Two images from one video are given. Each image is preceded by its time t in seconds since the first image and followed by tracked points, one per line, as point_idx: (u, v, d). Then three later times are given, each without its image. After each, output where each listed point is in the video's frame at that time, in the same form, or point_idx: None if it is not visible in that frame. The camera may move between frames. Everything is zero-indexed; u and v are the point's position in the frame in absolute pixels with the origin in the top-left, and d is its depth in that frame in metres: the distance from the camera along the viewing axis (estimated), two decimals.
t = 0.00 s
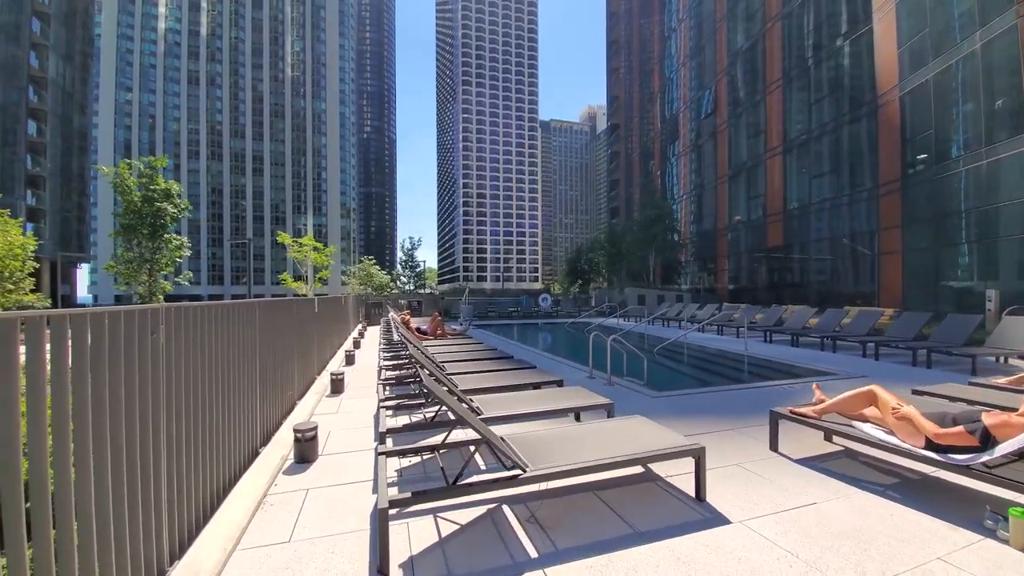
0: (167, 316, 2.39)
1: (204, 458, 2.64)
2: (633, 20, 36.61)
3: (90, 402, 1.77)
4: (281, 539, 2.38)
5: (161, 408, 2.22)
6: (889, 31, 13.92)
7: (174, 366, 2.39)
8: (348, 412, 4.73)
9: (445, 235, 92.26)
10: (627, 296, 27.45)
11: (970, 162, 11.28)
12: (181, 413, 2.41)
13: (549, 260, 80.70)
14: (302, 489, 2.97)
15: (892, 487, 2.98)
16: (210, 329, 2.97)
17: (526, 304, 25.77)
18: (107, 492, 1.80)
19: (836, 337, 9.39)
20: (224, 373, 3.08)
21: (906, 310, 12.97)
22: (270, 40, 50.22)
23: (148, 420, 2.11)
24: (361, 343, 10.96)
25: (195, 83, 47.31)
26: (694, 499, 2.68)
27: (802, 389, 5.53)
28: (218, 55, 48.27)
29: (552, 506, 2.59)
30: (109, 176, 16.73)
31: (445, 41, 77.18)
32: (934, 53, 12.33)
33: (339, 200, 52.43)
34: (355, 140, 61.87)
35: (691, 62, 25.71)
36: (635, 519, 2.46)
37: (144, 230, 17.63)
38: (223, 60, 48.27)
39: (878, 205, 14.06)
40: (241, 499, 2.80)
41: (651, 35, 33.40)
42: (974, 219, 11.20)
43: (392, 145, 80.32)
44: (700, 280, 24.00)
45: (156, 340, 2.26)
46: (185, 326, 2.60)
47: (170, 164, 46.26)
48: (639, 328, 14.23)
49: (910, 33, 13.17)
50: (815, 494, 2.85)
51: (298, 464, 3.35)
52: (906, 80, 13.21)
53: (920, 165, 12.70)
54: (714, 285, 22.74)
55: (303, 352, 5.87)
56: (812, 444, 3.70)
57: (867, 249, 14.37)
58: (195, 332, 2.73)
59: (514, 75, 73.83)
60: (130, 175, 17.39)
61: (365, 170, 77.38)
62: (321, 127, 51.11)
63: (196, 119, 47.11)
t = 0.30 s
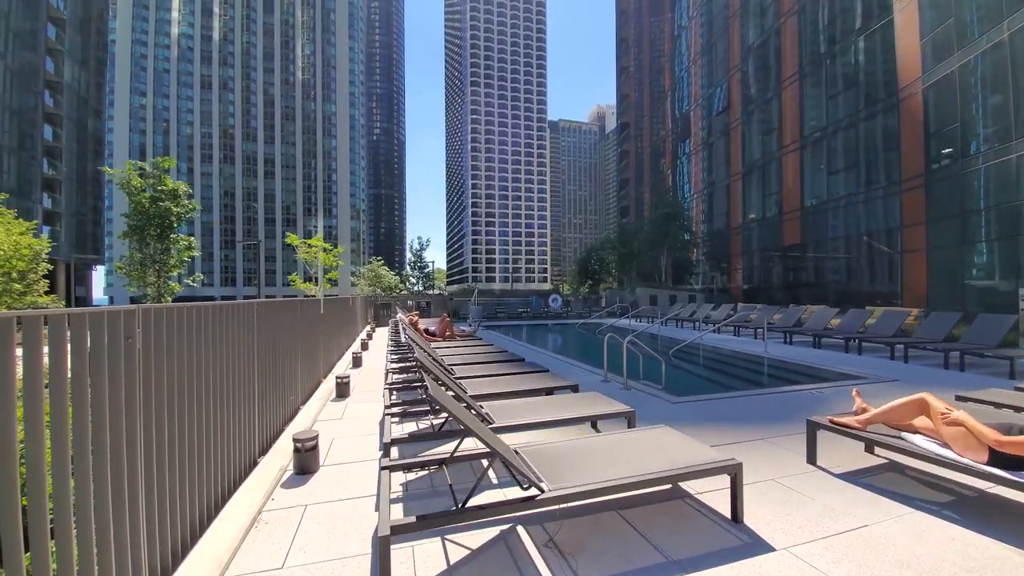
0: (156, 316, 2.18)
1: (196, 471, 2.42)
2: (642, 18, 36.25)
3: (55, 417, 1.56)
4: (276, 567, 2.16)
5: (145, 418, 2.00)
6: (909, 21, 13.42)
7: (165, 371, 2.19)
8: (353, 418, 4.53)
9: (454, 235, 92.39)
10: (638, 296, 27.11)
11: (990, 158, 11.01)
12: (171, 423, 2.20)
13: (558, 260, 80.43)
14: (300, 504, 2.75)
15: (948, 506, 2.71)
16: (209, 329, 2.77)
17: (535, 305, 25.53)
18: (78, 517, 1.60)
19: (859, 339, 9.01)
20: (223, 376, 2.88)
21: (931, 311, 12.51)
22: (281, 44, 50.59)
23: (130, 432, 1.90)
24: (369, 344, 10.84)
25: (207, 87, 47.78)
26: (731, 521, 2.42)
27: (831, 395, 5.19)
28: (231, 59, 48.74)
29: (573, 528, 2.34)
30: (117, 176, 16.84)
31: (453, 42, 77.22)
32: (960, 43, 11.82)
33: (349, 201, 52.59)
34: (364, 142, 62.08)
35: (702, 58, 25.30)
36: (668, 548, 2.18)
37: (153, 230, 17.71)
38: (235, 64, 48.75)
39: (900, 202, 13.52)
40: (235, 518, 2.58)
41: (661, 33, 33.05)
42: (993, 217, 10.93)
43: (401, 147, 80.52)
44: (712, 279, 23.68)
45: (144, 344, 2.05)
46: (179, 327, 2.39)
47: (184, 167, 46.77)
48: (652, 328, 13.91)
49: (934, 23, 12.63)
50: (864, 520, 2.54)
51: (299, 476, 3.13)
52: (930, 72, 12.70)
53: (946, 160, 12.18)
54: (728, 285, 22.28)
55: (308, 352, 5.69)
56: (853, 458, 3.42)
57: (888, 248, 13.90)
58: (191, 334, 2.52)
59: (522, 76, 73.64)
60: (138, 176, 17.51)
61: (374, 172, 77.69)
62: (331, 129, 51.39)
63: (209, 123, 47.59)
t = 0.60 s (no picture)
0: (122, 324, 1.97)
1: (176, 490, 2.21)
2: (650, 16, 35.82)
3: None
4: None
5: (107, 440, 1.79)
6: (927, 13, 12.97)
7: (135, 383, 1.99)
8: (354, 427, 4.29)
9: (461, 236, 92.31)
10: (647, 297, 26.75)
11: (1004, 158, 10.81)
12: (142, 443, 2.00)
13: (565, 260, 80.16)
14: (293, 528, 2.51)
15: (1012, 532, 2.43)
16: (187, 338, 2.53)
17: (543, 306, 25.25)
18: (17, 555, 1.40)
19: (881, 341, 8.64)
20: (203, 387, 2.64)
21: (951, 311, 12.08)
22: (289, 46, 50.78)
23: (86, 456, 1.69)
24: (374, 347, 10.67)
25: (216, 90, 48.06)
26: (772, 552, 2.16)
27: (862, 404, 4.90)
28: (239, 62, 49.00)
29: (596, 561, 2.09)
30: (124, 177, 16.85)
31: (459, 43, 77.18)
32: (982, 36, 11.36)
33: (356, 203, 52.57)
34: (371, 144, 62.17)
35: (712, 56, 24.87)
36: None
37: (158, 231, 17.67)
38: (243, 67, 49.04)
39: (918, 200, 13.06)
40: (221, 542, 2.37)
41: (669, 31, 32.67)
42: (1005, 218, 10.70)
43: (408, 148, 80.64)
44: (722, 280, 23.29)
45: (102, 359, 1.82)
46: (150, 338, 2.15)
47: (193, 170, 47.03)
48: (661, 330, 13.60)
49: (955, 16, 12.12)
50: (923, 551, 2.26)
51: (294, 493, 2.90)
52: (949, 65, 12.24)
53: (967, 157, 11.70)
54: (738, 285, 21.93)
55: (310, 357, 5.47)
56: (897, 476, 3.13)
57: (910, 247, 13.25)
58: (168, 342, 2.32)
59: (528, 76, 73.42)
60: (144, 177, 17.50)
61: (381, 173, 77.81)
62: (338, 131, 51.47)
63: (217, 125, 47.84)
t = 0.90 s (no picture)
0: (88, 329, 1.75)
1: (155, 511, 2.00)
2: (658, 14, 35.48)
3: None
4: None
5: (68, 460, 1.58)
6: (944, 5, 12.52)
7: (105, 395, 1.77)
8: (355, 435, 4.05)
9: (466, 237, 92.22)
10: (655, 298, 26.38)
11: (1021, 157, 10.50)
12: (115, 461, 1.78)
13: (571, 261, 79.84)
14: (284, 553, 2.27)
15: None
16: (178, 340, 2.32)
17: (549, 307, 24.98)
18: None
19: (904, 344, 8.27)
20: (197, 395, 2.44)
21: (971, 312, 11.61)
22: (296, 48, 50.92)
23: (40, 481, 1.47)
24: (377, 348, 10.48)
25: (224, 92, 48.26)
26: None
27: (894, 412, 4.59)
28: (247, 64, 49.18)
29: None
30: (127, 175, 16.79)
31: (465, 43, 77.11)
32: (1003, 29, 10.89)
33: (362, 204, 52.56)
34: (377, 145, 62.21)
35: (721, 53, 24.50)
36: None
37: (161, 230, 17.58)
38: (251, 69, 49.30)
39: (935, 198, 12.59)
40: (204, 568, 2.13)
41: (677, 30, 32.31)
42: (1019, 218, 10.40)
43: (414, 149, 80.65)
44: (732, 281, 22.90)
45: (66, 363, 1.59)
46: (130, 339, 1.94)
47: (201, 171, 47.20)
48: (671, 332, 13.29)
49: (975, 7, 11.63)
50: None
51: (288, 510, 2.67)
52: (969, 59, 11.76)
53: (989, 154, 11.19)
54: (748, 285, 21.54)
55: (311, 361, 5.25)
56: (949, 493, 2.83)
57: (928, 247, 12.71)
58: (148, 347, 2.10)
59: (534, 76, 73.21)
60: (148, 175, 17.44)
61: (387, 174, 77.87)
62: (345, 133, 51.55)
63: (226, 127, 48.02)
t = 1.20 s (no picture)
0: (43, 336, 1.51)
1: (134, 530, 1.80)
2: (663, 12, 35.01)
3: None
4: None
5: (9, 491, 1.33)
6: None
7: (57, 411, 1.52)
8: (355, 444, 3.81)
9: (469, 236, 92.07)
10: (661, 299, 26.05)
11: None
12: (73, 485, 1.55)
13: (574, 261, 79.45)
14: None
15: None
16: (174, 342, 2.18)
17: (554, 307, 24.71)
18: None
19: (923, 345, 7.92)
20: (187, 402, 2.25)
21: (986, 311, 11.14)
22: (299, 48, 50.74)
23: None
24: (378, 349, 10.26)
25: (229, 91, 48.18)
26: None
27: (927, 419, 4.30)
28: (251, 64, 49.07)
29: None
30: (126, 172, 16.65)
31: (468, 43, 76.83)
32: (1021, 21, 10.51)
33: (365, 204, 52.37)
34: (381, 145, 62.08)
35: (728, 50, 24.05)
36: None
37: (161, 228, 17.43)
38: (255, 69, 49.20)
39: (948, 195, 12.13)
40: None
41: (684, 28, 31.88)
42: None
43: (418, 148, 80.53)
44: (739, 280, 22.54)
45: (27, 368, 1.47)
46: (113, 342, 1.80)
47: (205, 171, 47.10)
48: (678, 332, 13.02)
49: None
50: None
51: (279, 532, 2.43)
52: (987, 52, 11.34)
53: (1008, 148, 10.75)
54: (756, 286, 21.18)
55: (310, 364, 5.00)
56: (1006, 513, 2.56)
57: (939, 247, 12.28)
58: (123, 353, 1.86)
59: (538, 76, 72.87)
60: (147, 173, 17.29)
61: (390, 174, 77.76)
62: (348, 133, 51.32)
63: (230, 127, 47.94)
